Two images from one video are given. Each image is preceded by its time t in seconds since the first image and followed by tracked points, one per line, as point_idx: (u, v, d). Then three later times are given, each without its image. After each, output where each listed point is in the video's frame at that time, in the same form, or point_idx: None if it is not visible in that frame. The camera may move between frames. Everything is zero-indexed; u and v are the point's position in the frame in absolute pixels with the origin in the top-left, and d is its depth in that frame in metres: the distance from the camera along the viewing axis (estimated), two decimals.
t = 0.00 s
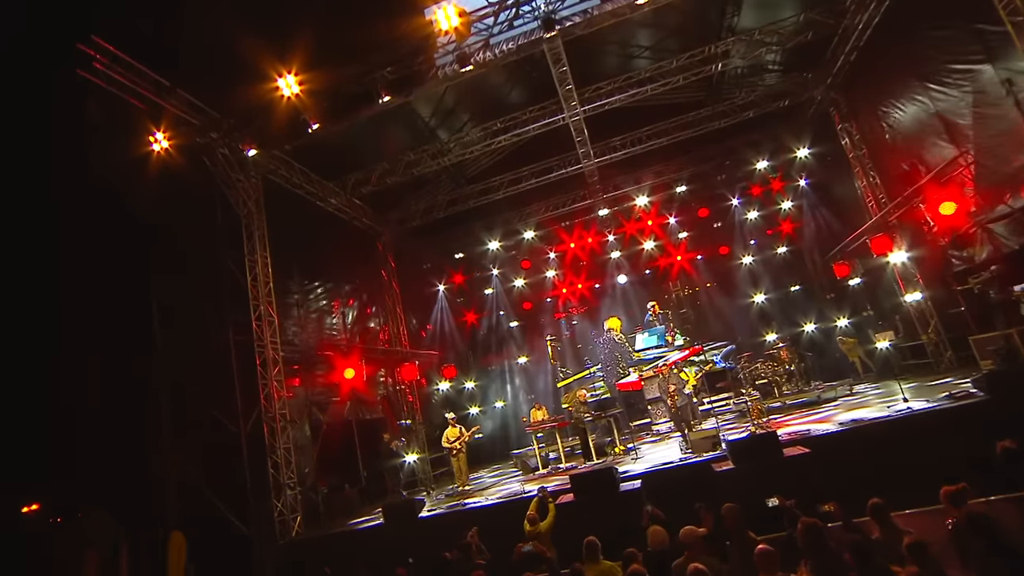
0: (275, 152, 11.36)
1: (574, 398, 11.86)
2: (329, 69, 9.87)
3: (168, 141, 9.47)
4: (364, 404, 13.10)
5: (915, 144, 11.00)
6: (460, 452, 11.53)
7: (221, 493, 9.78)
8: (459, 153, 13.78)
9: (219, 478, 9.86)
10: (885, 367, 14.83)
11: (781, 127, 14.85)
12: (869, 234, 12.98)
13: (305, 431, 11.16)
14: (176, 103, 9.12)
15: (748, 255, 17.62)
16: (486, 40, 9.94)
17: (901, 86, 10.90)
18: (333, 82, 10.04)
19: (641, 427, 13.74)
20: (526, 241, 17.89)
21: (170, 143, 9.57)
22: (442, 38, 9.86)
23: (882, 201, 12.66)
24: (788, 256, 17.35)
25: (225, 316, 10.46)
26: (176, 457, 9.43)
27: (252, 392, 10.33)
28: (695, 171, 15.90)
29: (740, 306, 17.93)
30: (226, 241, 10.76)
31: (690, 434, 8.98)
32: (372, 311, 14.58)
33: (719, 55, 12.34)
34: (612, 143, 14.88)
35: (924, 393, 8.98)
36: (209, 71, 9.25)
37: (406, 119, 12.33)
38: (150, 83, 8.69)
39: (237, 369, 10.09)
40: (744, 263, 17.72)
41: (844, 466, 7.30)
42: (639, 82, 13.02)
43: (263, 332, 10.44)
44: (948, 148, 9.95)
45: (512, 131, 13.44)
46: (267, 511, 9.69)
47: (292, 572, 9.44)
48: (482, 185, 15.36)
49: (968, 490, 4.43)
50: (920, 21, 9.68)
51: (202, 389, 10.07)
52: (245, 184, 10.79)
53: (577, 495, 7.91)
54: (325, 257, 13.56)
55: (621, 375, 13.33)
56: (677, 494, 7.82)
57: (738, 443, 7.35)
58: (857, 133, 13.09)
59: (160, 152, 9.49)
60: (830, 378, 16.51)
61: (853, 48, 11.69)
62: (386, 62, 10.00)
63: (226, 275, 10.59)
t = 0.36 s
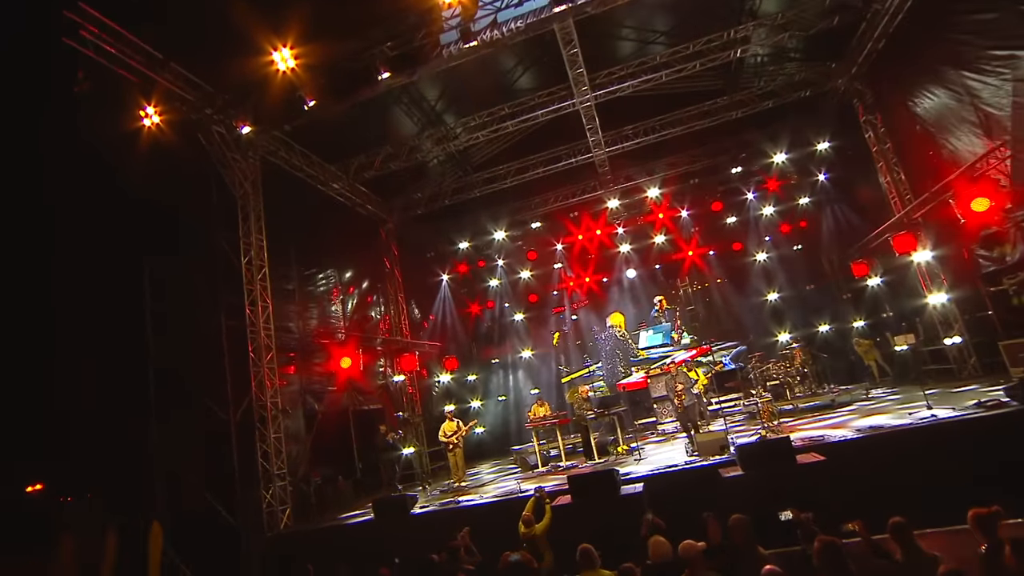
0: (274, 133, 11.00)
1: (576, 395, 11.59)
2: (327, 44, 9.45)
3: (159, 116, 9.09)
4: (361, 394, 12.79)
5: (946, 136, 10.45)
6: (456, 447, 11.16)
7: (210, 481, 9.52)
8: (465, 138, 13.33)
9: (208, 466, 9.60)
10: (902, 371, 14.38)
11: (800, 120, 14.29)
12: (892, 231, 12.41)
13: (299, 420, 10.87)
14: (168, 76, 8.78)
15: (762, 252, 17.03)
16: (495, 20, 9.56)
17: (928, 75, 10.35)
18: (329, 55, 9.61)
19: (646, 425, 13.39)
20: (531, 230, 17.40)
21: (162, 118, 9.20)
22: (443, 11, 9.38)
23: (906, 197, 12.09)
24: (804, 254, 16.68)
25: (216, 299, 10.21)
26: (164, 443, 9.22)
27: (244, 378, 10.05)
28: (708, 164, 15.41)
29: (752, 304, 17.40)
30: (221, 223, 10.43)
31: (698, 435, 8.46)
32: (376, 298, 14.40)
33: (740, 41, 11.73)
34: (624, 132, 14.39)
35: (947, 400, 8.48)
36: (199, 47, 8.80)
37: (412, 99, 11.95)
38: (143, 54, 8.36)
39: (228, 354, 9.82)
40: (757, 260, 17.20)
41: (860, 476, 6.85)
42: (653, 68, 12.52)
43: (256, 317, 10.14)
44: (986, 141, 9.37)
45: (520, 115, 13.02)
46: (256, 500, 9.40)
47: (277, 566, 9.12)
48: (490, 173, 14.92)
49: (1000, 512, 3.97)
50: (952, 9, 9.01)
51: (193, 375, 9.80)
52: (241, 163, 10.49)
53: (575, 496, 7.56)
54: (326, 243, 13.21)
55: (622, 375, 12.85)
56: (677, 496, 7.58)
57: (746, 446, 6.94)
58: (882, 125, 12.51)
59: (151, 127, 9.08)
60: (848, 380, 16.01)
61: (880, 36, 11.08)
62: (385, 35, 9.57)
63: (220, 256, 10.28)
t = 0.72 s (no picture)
0: (271, 114, 10.64)
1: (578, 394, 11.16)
2: (322, 20, 9.02)
3: (149, 92, 8.85)
4: (357, 385, 12.47)
5: (980, 131, 9.84)
6: (452, 444, 10.79)
7: (197, 473, 9.24)
8: (470, 125, 12.89)
9: (195, 458, 9.31)
10: (920, 378, 13.94)
11: (819, 115, 13.68)
12: (915, 231, 11.83)
13: (291, 411, 10.56)
14: (156, 51, 8.38)
15: (776, 252, 16.80)
16: None
17: (961, 66, 9.75)
18: (326, 31, 9.20)
19: (651, 427, 12.98)
20: (538, 221, 16.90)
21: (153, 95, 8.96)
22: None
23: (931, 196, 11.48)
24: (818, 253, 16.31)
25: (207, 285, 9.91)
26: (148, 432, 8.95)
27: (234, 367, 9.73)
28: (721, 160, 14.92)
29: (767, 304, 17.21)
30: (213, 205, 10.09)
31: (703, 440, 8.02)
32: (378, 288, 14.11)
33: (761, 27, 11.14)
34: (635, 124, 13.91)
35: (972, 411, 7.95)
36: (189, 19, 8.40)
37: (416, 84, 11.54)
38: (135, 28, 8.02)
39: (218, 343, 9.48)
40: (771, 260, 16.92)
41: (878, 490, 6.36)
42: (668, 55, 12.00)
43: (248, 304, 9.80)
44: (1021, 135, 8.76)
45: (527, 101, 12.52)
46: (242, 492, 9.11)
47: (262, 563, 8.83)
48: (497, 163, 14.49)
49: None
50: None
51: (181, 363, 9.54)
52: (237, 146, 10.17)
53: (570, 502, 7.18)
54: (326, 231, 12.87)
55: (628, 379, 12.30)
56: (677, 507, 7.24)
57: (753, 454, 6.51)
58: (908, 120, 11.90)
59: (141, 104, 8.85)
60: (862, 387, 15.46)
61: (909, 25, 10.44)
62: (383, 11, 9.13)
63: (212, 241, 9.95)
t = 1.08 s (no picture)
0: (266, 94, 10.25)
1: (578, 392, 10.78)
2: None
3: (135, 66, 8.49)
4: (351, 377, 12.10)
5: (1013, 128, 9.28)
6: (445, 441, 10.41)
7: (180, 465, 8.94)
8: (475, 111, 12.37)
9: (179, 449, 9.01)
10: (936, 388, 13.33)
11: (838, 109, 13.07)
12: (938, 231, 11.35)
13: (280, 402, 10.23)
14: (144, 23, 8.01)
15: (789, 253, 16.24)
16: None
17: (995, 56, 9.18)
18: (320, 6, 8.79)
19: (655, 428, 12.58)
20: (542, 212, 16.40)
21: (139, 70, 8.63)
22: None
23: (954, 195, 10.99)
24: (835, 254, 15.76)
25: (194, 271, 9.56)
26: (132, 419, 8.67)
27: (221, 355, 9.40)
28: (734, 155, 14.42)
29: (780, 304, 16.57)
30: (204, 188, 9.72)
31: (706, 444, 7.55)
32: (376, 280, 13.74)
33: (778, 13, 10.61)
34: (646, 115, 13.38)
35: (997, 424, 7.42)
36: None
37: (419, 65, 11.14)
38: None
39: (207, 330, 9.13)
40: (784, 258, 16.28)
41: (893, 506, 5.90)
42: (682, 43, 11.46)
43: (237, 290, 9.44)
44: None
45: (537, 89, 11.97)
46: (225, 484, 8.74)
47: (243, 559, 8.49)
48: (501, 152, 14.04)
49: None
50: None
51: (167, 347, 9.32)
52: (231, 127, 9.79)
53: (562, 507, 6.80)
54: (322, 217, 12.48)
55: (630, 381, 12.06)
56: (679, 515, 6.94)
57: (759, 465, 6.10)
58: (931, 120, 11.32)
59: (127, 78, 8.58)
60: (876, 395, 14.73)
61: (939, 12, 9.84)
62: None
63: (203, 224, 9.60)
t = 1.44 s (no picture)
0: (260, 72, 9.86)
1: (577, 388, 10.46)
2: None
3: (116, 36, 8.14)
4: (344, 367, 11.74)
5: None
6: (435, 436, 10.09)
7: (162, 454, 8.65)
8: (478, 95, 11.88)
9: (161, 437, 8.73)
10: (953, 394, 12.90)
11: (858, 101, 12.47)
12: (961, 230, 10.78)
13: (268, 391, 9.94)
14: None
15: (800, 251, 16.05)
16: None
17: None
18: None
19: (656, 428, 12.19)
20: (546, 206, 15.88)
21: (121, 40, 8.27)
22: None
23: (979, 193, 10.39)
24: (850, 256, 15.56)
25: (181, 254, 9.24)
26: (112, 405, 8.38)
27: (206, 341, 9.08)
28: (747, 149, 13.79)
29: (788, 305, 16.43)
30: (193, 168, 9.38)
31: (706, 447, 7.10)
32: (373, 272, 13.32)
33: None
34: (656, 103, 12.83)
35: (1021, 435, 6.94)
36: None
37: (419, 45, 10.71)
38: None
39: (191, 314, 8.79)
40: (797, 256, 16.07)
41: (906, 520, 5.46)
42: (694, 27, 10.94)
43: (224, 275, 9.10)
44: None
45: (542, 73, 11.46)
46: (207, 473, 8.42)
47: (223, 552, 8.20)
48: (506, 141, 13.57)
49: None
50: None
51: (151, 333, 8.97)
52: (222, 105, 9.45)
53: (551, 510, 6.41)
54: (317, 202, 12.13)
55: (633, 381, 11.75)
56: (676, 521, 6.54)
57: (763, 472, 5.68)
58: (960, 111, 10.67)
59: (109, 49, 8.21)
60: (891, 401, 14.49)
61: None
62: None
63: (190, 205, 9.26)
